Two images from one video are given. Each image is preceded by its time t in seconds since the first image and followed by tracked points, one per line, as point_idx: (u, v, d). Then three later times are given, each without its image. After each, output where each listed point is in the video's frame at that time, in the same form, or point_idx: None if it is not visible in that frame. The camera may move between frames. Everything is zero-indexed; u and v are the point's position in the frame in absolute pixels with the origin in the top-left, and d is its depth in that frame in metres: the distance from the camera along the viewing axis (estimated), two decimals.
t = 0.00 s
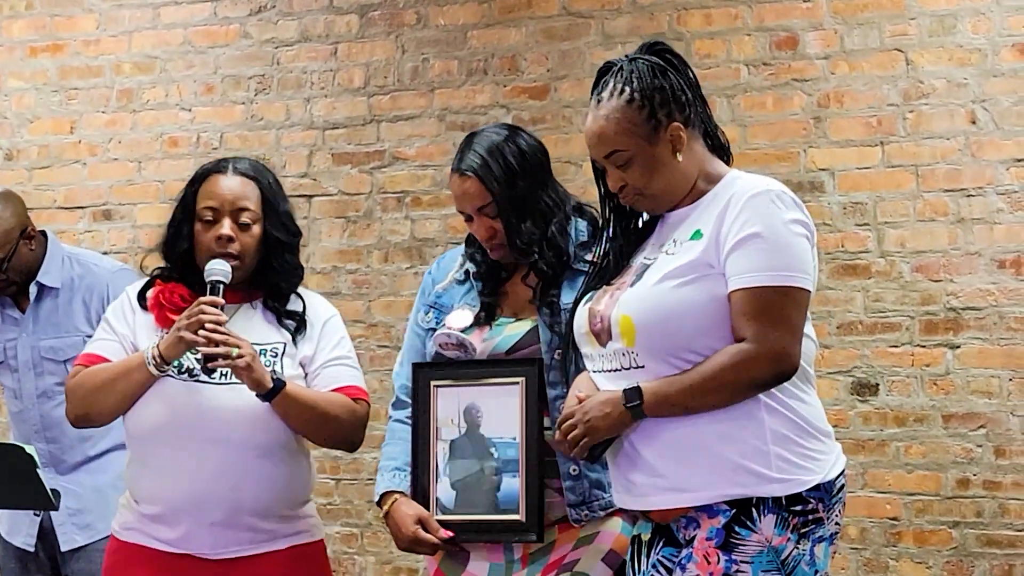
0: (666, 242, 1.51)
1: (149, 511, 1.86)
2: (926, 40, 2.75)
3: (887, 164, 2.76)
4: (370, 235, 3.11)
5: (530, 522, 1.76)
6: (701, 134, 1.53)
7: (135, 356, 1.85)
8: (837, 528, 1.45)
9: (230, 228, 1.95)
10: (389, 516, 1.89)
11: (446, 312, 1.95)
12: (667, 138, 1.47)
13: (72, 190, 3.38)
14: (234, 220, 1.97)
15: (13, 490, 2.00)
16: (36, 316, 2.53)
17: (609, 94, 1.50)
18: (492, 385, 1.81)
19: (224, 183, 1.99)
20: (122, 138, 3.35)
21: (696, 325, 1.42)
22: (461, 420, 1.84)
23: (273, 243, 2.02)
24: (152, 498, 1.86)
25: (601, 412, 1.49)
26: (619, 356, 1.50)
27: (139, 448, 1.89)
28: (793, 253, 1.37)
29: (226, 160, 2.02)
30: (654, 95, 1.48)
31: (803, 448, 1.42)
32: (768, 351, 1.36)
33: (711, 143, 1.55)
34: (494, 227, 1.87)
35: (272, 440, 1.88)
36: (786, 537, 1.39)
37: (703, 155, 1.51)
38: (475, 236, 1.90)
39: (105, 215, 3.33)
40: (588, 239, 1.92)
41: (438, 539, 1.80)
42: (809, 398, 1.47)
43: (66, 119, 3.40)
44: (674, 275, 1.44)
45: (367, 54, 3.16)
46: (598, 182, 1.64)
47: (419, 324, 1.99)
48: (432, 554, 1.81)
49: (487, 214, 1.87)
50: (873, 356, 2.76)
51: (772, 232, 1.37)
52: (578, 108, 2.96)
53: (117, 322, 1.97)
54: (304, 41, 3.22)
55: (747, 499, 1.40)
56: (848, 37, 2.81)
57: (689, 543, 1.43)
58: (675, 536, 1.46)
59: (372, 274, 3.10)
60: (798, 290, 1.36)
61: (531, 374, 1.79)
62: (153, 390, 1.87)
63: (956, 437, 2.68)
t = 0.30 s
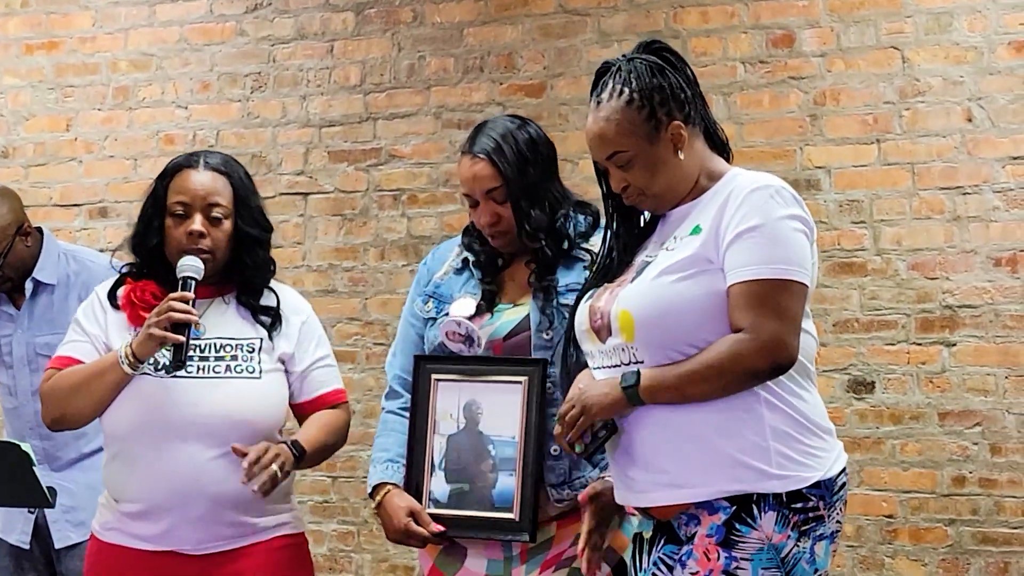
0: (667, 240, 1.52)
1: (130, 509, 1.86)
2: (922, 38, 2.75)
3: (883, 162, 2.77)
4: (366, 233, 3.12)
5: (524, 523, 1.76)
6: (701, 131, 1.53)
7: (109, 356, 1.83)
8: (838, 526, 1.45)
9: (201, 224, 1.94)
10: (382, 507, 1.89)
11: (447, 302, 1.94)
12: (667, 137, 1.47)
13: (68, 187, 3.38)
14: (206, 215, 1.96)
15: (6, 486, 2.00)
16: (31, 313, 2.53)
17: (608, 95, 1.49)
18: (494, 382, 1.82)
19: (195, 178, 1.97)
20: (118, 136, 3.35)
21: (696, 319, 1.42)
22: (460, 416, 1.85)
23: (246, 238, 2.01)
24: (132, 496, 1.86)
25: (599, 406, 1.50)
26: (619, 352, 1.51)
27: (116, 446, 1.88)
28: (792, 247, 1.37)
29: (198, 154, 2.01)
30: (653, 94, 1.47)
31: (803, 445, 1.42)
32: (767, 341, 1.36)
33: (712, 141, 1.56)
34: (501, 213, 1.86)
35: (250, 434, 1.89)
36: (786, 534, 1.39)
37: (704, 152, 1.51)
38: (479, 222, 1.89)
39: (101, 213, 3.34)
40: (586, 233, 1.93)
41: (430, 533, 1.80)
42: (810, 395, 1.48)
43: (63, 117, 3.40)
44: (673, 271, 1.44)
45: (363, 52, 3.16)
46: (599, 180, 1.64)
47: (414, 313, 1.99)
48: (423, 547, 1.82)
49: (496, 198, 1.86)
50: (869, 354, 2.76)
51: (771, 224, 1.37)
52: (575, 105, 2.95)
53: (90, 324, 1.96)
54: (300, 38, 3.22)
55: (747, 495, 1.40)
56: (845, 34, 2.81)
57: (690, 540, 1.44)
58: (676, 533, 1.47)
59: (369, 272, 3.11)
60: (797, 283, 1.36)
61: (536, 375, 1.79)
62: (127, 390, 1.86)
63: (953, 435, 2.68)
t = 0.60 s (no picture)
0: (672, 230, 1.52)
1: (127, 499, 1.87)
2: (920, 28, 2.75)
3: (880, 153, 2.76)
4: (363, 225, 3.12)
5: (514, 513, 1.77)
6: (710, 121, 1.52)
7: (103, 344, 1.86)
8: (838, 518, 1.46)
9: (193, 208, 1.95)
10: (375, 494, 1.88)
11: (441, 288, 1.94)
12: (675, 128, 1.46)
13: (66, 179, 3.38)
14: (197, 199, 1.97)
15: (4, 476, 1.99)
16: (26, 304, 2.52)
17: (615, 84, 1.48)
18: (493, 372, 1.82)
19: (189, 164, 1.99)
20: (115, 127, 3.35)
21: (698, 310, 1.42)
22: (456, 406, 1.85)
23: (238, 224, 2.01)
24: (130, 486, 1.86)
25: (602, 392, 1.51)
26: (620, 341, 1.53)
27: (115, 435, 1.88)
28: (794, 239, 1.37)
29: (194, 142, 2.03)
30: (662, 84, 1.47)
31: (804, 437, 1.42)
32: (766, 331, 1.35)
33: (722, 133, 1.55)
34: (496, 202, 1.87)
35: (247, 424, 1.89)
36: (787, 527, 1.39)
37: (712, 143, 1.51)
38: (473, 209, 1.89)
39: (98, 205, 3.34)
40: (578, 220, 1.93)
41: (422, 521, 1.80)
42: (813, 388, 1.47)
43: (60, 108, 3.40)
44: (677, 261, 1.44)
45: (360, 43, 3.16)
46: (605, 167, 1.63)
47: (409, 298, 1.98)
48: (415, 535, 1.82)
49: (491, 186, 1.86)
50: (866, 345, 2.76)
51: (773, 215, 1.37)
52: (572, 97, 2.95)
53: (89, 314, 1.97)
54: (297, 30, 3.22)
55: (748, 486, 1.40)
56: (842, 25, 2.81)
57: (690, 531, 1.44)
58: (677, 524, 1.47)
59: (366, 264, 3.11)
60: (798, 274, 1.36)
61: (534, 368, 1.79)
62: (121, 377, 1.87)
63: (950, 426, 2.68)
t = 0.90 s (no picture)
0: (681, 223, 1.52)
1: (141, 486, 1.90)
2: (922, 21, 2.75)
3: (882, 146, 2.76)
4: (365, 218, 3.12)
5: (507, 509, 1.76)
6: (720, 112, 1.52)
7: (116, 327, 1.91)
8: (839, 513, 1.45)
9: (210, 194, 2.00)
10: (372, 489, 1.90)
11: (435, 278, 1.94)
12: (684, 119, 1.46)
13: (68, 172, 3.38)
14: (215, 186, 2.01)
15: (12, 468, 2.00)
16: (29, 296, 2.53)
17: (626, 74, 1.48)
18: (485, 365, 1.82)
19: (208, 153, 2.04)
20: (117, 120, 3.35)
21: (703, 303, 1.42)
22: (454, 400, 1.85)
23: (257, 211, 2.05)
24: (143, 473, 1.89)
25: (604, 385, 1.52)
26: (626, 333, 1.53)
27: (132, 422, 1.92)
28: (803, 236, 1.37)
29: (212, 134, 2.08)
30: (672, 75, 1.46)
31: (807, 433, 1.42)
32: (771, 328, 1.36)
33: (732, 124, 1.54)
34: (488, 192, 1.87)
35: (262, 416, 1.90)
36: (786, 521, 1.39)
37: (721, 135, 1.51)
38: (466, 200, 1.89)
39: (101, 197, 3.34)
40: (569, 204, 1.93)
41: (417, 515, 1.81)
42: (816, 383, 1.47)
43: (62, 101, 3.40)
44: (684, 254, 1.44)
45: (362, 36, 3.15)
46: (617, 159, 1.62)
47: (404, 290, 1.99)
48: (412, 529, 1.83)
49: (484, 176, 1.87)
50: (868, 339, 2.76)
51: (780, 211, 1.37)
52: (574, 90, 2.95)
53: (111, 303, 2.04)
54: (299, 22, 3.22)
55: (748, 479, 1.40)
56: (844, 18, 2.80)
57: (690, 524, 1.44)
58: (677, 516, 1.47)
59: (368, 256, 3.11)
60: (805, 271, 1.36)
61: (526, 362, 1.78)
62: (135, 360, 1.91)
63: (951, 419, 2.68)
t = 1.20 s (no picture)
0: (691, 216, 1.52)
1: (151, 480, 1.93)
2: (928, 17, 2.74)
3: (888, 142, 2.76)
4: (370, 213, 3.12)
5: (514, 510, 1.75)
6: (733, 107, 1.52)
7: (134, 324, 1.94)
8: (844, 509, 1.45)
9: (228, 188, 2.03)
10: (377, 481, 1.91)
11: (441, 270, 1.94)
12: (697, 114, 1.46)
13: (73, 167, 3.39)
14: (233, 181, 2.05)
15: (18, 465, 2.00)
16: (35, 291, 2.53)
17: (639, 68, 1.48)
18: (497, 363, 1.81)
19: (226, 148, 2.07)
20: (122, 115, 3.35)
21: (710, 297, 1.42)
22: (464, 396, 1.84)
23: (274, 206, 2.08)
24: (154, 466, 1.93)
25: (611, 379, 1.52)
26: (633, 325, 1.53)
27: (145, 417, 1.96)
28: (812, 231, 1.37)
29: (230, 129, 2.11)
30: (685, 69, 1.46)
31: (812, 429, 1.42)
32: (779, 323, 1.36)
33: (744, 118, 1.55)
34: (503, 185, 1.86)
35: (270, 410, 1.93)
36: (791, 517, 1.39)
37: (734, 130, 1.51)
38: (479, 191, 1.89)
39: (106, 193, 3.34)
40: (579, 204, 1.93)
41: (423, 509, 1.81)
42: (822, 379, 1.47)
43: (67, 96, 3.40)
44: (693, 248, 1.44)
45: (367, 31, 3.15)
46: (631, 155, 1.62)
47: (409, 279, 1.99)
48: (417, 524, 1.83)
49: (500, 169, 1.86)
50: (873, 334, 2.76)
51: (790, 206, 1.37)
52: (579, 85, 2.95)
53: (127, 299, 2.07)
54: (304, 17, 3.22)
55: (752, 474, 1.40)
56: (850, 14, 2.80)
57: (695, 520, 1.44)
58: (682, 512, 1.47)
59: (372, 252, 3.11)
60: (813, 266, 1.36)
61: (540, 364, 1.78)
62: (151, 356, 1.94)
63: (956, 415, 2.68)
